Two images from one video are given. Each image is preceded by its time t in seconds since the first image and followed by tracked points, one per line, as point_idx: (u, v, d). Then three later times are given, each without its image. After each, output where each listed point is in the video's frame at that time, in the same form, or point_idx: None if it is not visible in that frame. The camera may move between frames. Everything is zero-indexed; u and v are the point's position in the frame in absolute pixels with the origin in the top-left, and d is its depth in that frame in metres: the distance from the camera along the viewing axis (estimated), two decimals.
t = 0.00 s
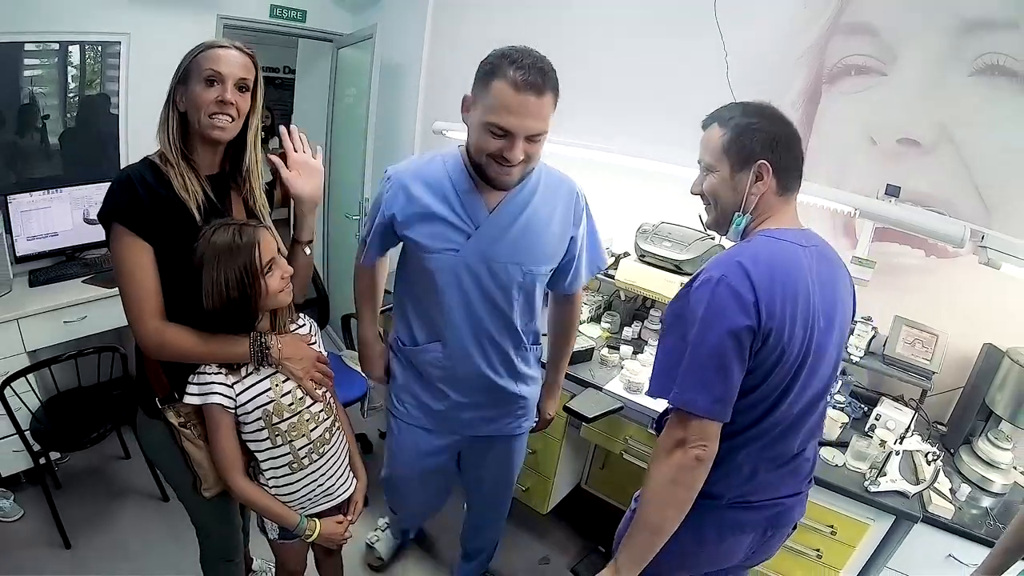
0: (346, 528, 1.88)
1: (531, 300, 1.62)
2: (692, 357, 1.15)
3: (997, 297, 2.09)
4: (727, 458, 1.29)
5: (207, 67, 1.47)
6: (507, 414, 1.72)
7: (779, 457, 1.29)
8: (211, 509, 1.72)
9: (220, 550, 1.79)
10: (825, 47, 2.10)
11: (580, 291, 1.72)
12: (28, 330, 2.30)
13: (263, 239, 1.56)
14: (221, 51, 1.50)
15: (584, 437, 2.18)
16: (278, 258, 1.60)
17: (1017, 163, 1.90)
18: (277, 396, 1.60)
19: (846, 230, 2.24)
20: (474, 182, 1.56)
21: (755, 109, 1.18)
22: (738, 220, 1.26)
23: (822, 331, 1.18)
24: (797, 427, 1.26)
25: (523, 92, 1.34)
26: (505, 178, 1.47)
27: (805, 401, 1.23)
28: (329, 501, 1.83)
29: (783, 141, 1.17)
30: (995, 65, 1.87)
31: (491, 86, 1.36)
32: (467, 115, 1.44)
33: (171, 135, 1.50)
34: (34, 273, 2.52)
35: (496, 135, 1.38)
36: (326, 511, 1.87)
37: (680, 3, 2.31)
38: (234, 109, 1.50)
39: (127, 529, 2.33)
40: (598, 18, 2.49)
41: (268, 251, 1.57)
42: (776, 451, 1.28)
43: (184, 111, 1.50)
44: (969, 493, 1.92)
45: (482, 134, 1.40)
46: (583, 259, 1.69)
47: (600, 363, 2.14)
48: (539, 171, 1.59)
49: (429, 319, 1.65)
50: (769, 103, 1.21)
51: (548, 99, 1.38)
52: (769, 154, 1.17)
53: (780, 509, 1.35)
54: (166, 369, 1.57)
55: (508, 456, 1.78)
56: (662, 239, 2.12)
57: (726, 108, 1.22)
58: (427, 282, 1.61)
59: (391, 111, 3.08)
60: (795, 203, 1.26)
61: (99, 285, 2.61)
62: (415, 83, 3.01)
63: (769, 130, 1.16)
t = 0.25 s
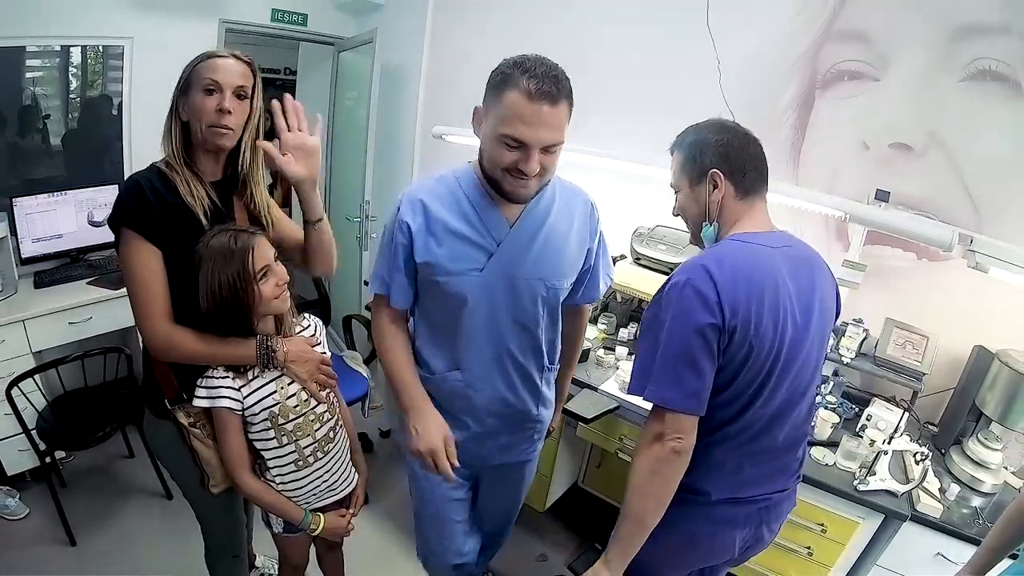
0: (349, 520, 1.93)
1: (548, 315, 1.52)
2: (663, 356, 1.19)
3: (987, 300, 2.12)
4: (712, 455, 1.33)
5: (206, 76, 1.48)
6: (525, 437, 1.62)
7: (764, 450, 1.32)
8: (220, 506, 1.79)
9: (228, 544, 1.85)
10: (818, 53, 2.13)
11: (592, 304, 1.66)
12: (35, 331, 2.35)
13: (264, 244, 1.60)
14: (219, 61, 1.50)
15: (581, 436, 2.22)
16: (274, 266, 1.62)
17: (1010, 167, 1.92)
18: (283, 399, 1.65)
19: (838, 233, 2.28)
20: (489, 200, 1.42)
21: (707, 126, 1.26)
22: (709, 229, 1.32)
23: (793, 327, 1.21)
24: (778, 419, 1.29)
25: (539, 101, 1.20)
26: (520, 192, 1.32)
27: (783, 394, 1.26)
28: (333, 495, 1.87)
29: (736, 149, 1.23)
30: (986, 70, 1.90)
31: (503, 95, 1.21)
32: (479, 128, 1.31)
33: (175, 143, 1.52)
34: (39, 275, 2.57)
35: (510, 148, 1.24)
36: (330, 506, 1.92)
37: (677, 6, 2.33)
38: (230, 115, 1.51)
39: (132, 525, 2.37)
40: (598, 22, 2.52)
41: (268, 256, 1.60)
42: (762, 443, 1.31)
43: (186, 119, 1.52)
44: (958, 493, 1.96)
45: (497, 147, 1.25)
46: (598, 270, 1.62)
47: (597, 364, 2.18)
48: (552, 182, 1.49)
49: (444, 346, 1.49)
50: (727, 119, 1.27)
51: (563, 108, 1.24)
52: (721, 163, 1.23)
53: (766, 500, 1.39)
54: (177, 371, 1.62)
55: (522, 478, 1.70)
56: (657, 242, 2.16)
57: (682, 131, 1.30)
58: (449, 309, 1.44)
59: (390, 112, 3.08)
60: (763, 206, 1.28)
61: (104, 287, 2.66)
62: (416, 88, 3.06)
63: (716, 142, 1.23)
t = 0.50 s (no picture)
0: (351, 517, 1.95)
1: (561, 344, 1.20)
2: (699, 372, 1.17)
3: (983, 305, 2.13)
4: (722, 470, 1.34)
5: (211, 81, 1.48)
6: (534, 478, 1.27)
7: (777, 467, 1.33)
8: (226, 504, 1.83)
9: (233, 544, 1.89)
10: (816, 58, 2.13)
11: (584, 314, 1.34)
12: (38, 334, 2.38)
13: (262, 253, 1.61)
14: (223, 69, 1.51)
15: (578, 438, 2.24)
16: (271, 279, 1.64)
17: (1010, 172, 1.91)
18: (283, 403, 1.66)
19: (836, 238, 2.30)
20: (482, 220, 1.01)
21: (733, 140, 1.29)
22: (729, 245, 1.36)
23: (820, 346, 1.22)
24: (792, 436, 1.31)
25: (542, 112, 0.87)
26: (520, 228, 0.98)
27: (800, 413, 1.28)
28: (335, 494, 1.89)
29: (759, 167, 1.25)
30: (984, 76, 1.89)
31: (501, 102, 0.89)
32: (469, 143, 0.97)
33: (178, 152, 1.53)
34: (42, 277, 2.59)
35: (512, 167, 0.90)
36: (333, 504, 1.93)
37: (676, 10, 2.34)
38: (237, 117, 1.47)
39: (134, 526, 2.40)
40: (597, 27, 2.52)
41: (266, 265, 1.61)
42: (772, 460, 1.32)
43: (189, 126, 1.51)
44: (952, 497, 1.99)
45: (494, 166, 0.91)
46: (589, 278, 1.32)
47: (594, 368, 2.18)
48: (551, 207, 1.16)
49: (449, 409, 1.09)
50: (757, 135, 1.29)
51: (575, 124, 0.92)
52: (743, 180, 1.25)
53: (771, 514, 1.41)
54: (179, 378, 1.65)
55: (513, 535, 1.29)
56: (655, 246, 2.17)
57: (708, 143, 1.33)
58: (456, 366, 1.03)
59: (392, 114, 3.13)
60: (786, 223, 1.29)
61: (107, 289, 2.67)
62: (415, 89, 3.02)
63: (741, 157, 1.25)
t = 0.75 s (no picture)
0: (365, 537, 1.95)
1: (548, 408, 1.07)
2: (749, 425, 1.26)
3: (984, 328, 2.18)
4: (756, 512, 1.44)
5: (221, 113, 1.58)
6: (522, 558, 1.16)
7: (804, 503, 1.44)
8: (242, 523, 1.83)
9: (248, 563, 1.90)
10: (824, 79, 2.13)
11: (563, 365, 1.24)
12: (54, 346, 2.42)
13: (282, 281, 1.64)
14: (232, 98, 1.61)
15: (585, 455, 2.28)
16: (290, 304, 1.66)
17: (1017, 199, 1.91)
18: (302, 427, 1.67)
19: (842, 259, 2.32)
20: (473, 292, 0.86)
21: (777, 180, 1.42)
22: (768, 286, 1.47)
23: (853, 397, 1.33)
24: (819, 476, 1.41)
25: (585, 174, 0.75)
26: (532, 303, 0.84)
27: (829, 456, 1.38)
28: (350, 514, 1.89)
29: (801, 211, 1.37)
30: (990, 99, 1.90)
31: (525, 156, 0.73)
32: (463, 204, 0.79)
33: (194, 182, 1.61)
34: (56, 289, 2.62)
35: (535, 236, 0.76)
36: (347, 522, 1.93)
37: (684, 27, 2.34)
38: (246, 149, 1.59)
39: (151, 533, 2.45)
40: (606, 46, 2.52)
41: (286, 292, 1.63)
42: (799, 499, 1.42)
43: (205, 158, 1.60)
44: (952, 516, 2.03)
45: (511, 233, 0.76)
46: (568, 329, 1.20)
47: (602, 387, 2.23)
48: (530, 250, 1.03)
49: (439, 509, 0.91)
50: (802, 174, 1.42)
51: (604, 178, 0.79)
52: (785, 223, 1.38)
53: (792, 547, 1.50)
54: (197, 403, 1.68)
55: None
56: (664, 267, 2.20)
57: (757, 182, 1.47)
58: (451, 463, 0.88)
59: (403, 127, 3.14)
60: (828, 268, 1.40)
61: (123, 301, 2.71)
62: (427, 103, 3.06)
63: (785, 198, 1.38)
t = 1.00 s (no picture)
0: None
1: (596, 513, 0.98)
2: (804, 498, 1.34)
3: None
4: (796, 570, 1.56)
5: (292, 182, 1.66)
6: None
7: (842, 562, 1.56)
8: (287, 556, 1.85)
9: None
10: (859, 136, 2.01)
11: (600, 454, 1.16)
12: (107, 372, 2.51)
13: (346, 334, 1.72)
14: (304, 165, 1.69)
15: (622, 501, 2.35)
16: (355, 356, 1.74)
17: None
18: (356, 474, 1.72)
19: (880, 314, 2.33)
20: (538, 412, 0.75)
21: (836, 257, 1.48)
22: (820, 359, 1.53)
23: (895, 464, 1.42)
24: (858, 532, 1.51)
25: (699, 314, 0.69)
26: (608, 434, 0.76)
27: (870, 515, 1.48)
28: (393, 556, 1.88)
29: (860, 291, 1.43)
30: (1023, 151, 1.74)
31: (639, 290, 0.66)
32: (546, 327, 0.69)
33: (266, 240, 1.72)
34: (110, 318, 2.73)
35: (634, 375, 0.69)
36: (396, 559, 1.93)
37: (720, 81, 2.27)
38: (314, 219, 1.67)
39: (191, 553, 2.47)
40: (644, 105, 2.48)
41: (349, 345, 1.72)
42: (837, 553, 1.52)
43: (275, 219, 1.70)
44: (980, 569, 2.03)
45: (609, 370, 0.68)
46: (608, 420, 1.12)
47: (639, 435, 2.30)
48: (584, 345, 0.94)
49: None
50: (862, 251, 1.48)
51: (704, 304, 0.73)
52: (842, 302, 1.45)
53: None
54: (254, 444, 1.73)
55: None
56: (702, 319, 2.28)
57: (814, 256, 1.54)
58: None
59: (446, 165, 3.21)
60: (879, 350, 1.46)
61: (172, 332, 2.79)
62: (472, 144, 3.07)
63: (845, 276, 1.45)
